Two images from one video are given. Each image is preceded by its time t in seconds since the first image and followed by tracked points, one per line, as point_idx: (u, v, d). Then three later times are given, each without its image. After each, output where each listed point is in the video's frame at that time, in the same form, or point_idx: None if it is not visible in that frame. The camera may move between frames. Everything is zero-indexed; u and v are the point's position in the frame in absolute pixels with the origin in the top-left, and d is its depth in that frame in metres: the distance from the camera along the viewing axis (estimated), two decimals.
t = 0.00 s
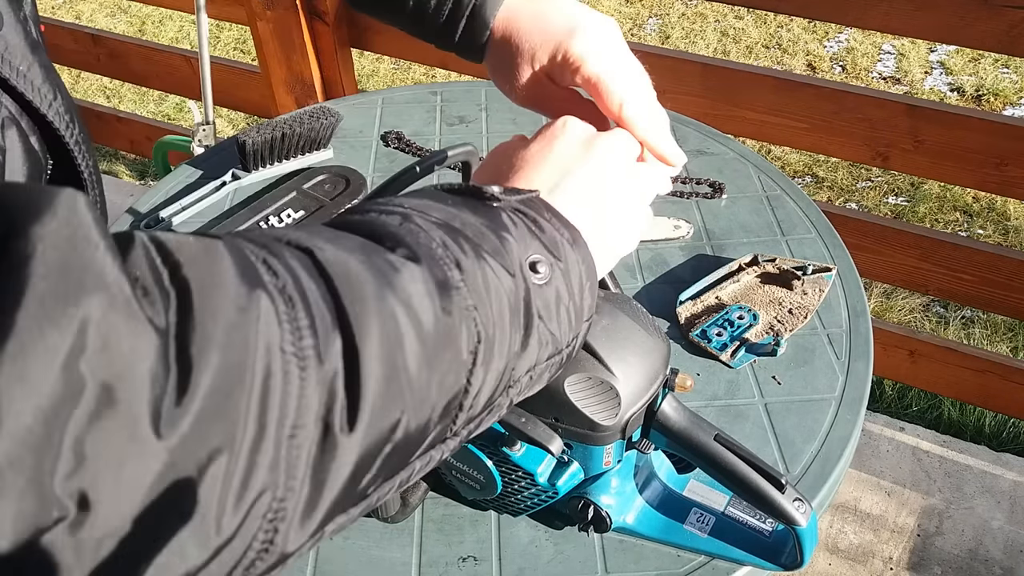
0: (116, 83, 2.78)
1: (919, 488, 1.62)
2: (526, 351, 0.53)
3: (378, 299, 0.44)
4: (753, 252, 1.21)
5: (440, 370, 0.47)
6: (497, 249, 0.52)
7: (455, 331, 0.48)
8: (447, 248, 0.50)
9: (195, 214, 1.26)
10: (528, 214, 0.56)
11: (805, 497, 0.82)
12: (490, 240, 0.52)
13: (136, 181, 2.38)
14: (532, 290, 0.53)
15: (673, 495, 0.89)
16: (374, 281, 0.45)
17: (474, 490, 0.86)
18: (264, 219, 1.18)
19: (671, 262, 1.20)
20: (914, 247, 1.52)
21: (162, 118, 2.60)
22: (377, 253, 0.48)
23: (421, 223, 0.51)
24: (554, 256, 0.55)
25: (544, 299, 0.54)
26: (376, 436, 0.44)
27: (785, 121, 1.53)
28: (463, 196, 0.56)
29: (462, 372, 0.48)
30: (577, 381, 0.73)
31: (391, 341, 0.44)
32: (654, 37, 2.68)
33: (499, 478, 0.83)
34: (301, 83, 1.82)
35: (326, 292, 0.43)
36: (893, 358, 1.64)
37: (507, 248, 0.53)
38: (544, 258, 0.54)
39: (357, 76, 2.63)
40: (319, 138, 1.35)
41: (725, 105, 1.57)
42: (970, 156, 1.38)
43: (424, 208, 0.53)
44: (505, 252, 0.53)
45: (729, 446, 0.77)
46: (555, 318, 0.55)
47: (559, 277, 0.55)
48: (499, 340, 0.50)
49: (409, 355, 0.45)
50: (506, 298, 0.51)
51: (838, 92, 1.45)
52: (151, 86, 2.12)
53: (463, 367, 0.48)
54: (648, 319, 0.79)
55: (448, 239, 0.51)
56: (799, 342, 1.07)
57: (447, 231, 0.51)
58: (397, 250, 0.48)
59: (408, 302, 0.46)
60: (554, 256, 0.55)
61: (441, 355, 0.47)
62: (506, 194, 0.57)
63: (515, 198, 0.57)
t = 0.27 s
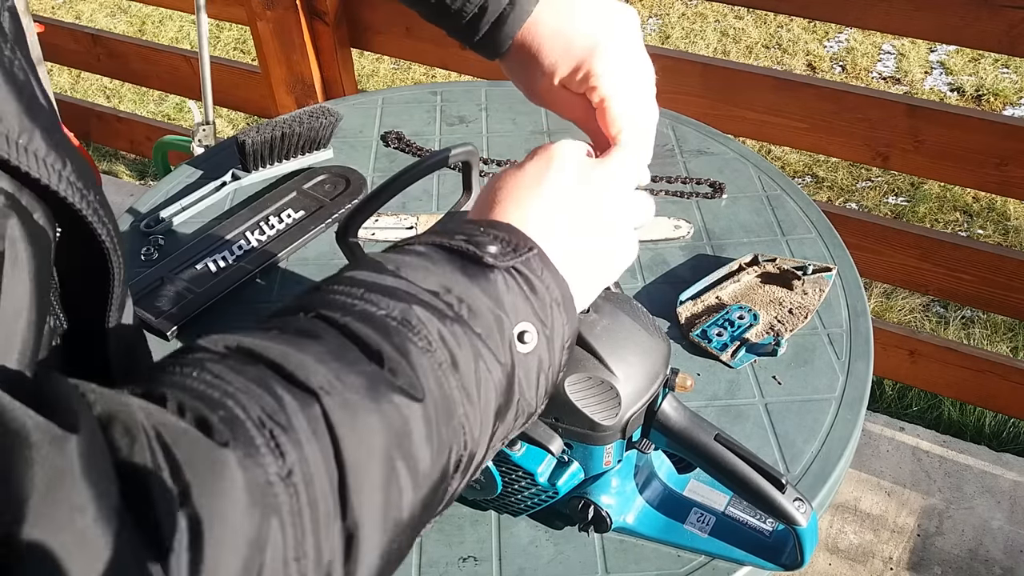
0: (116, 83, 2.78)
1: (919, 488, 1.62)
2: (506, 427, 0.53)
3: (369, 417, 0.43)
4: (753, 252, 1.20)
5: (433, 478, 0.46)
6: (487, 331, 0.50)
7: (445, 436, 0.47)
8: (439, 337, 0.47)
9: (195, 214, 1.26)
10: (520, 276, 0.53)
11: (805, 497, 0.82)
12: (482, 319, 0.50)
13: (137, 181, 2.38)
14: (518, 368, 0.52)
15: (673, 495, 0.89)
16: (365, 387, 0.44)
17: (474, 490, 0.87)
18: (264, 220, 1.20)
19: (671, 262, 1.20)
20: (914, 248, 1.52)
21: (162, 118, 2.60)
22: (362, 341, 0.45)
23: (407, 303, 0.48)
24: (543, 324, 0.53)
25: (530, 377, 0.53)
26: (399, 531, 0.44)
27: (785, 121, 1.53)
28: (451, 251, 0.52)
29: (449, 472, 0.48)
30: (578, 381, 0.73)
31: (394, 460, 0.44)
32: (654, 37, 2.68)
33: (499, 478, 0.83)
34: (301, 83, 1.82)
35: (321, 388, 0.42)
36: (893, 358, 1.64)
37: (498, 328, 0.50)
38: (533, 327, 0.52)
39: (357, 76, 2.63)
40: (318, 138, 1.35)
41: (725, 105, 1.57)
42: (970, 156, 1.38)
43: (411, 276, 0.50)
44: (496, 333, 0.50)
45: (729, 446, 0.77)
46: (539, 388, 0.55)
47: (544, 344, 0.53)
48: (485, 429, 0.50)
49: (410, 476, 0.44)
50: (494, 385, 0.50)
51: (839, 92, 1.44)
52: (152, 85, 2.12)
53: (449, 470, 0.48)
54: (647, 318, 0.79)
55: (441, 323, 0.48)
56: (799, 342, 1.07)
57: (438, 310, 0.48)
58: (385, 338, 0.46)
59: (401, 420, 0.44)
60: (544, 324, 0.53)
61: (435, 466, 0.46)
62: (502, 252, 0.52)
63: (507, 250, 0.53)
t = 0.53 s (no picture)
0: (116, 83, 2.78)
1: (919, 488, 1.62)
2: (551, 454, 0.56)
3: (433, 455, 0.45)
4: (753, 252, 1.20)
5: (499, 507, 0.48)
6: (536, 362, 0.53)
7: (509, 466, 0.49)
8: (494, 370, 0.50)
9: (195, 215, 1.26)
10: (565, 304, 0.56)
11: (805, 497, 0.82)
12: (532, 350, 0.53)
13: (137, 181, 2.38)
14: (564, 396, 0.55)
15: (673, 495, 0.89)
16: (417, 428, 0.46)
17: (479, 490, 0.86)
18: (263, 220, 1.20)
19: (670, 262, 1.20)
20: (914, 248, 1.52)
21: (162, 118, 2.60)
22: (419, 380, 0.48)
23: (462, 341, 0.50)
24: (586, 353, 0.56)
25: (573, 406, 0.56)
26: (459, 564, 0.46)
27: (785, 122, 1.53)
28: (499, 280, 0.55)
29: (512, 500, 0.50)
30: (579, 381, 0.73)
31: (465, 492, 0.46)
32: (654, 37, 2.68)
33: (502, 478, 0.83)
34: (300, 82, 1.82)
35: (379, 440, 0.44)
36: (893, 358, 1.64)
37: (547, 359, 0.53)
38: (576, 357, 0.55)
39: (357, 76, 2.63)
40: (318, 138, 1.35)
41: (724, 105, 1.57)
42: (970, 156, 1.38)
43: (461, 310, 0.52)
44: (544, 365, 0.53)
45: (729, 446, 0.77)
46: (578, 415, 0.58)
47: (586, 370, 0.57)
48: (538, 456, 0.52)
49: (483, 507, 0.47)
50: (546, 414, 0.53)
51: (839, 92, 1.44)
52: (151, 85, 2.12)
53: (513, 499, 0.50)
54: (647, 319, 0.79)
55: (494, 357, 0.51)
56: (799, 342, 1.07)
57: (491, 343, 0.51)
58: (440, 377, 0.48)
59: (469, 453, 0.47)
60: (586, 354, 0.56)
61: (502, 498, 0.48)
62: (548, 280, 0.55)
63: (552, 277, 0.56)
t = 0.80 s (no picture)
0: (116, 83, 2.78)
1: (919, 488, 1.62)
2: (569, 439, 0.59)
3: (482, 440, 0.48)
4: (753, 252, 1.20)
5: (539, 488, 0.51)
6: (558, 352, 0.57)
7: (544, 448, 0.52)
8: (524, 359, 0.54)
9: (196, 215, 1.26)
10: (581, 296, 0.60)
11: (805, 497, 0.82)
12: (556, 339, 0.57)
13: (137, 181, 2.38)
14: (581, 382, 0.59)
15: (673, 494, 0.89)
16: (468, 428, 0.48)
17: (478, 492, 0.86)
18: (263, 220, 1.20)
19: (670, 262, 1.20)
20: (914, 247, 1.52)
21: (162, 118, 2.60)
22: (459, 376, 0.51)
23: (494, 335, 0.54)
24: (598, 341, 0.60)
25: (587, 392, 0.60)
26: (511, 557, 0.48)
27: (785, 122, 1.53)
28: (521, 272, 0.59)
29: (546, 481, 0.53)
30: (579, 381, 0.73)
31: (514, 475, 0.49)
32: (654, 37, 2.68)
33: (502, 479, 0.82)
34: (300, 82, 1.82)
35: (428, 440, 0.47)
36: (893, 358, 1.64)
37: (568, 349, 0.57)
38: (591, 345, 0.60)
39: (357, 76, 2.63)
40: (318, 138, 1.35)
41: (724, 105, 1.57)
42: (970, 156, 1.38)
43: (488, 304, 0.56)
44: (565, 354, 0.57)
45: (729, 446, 0.77)
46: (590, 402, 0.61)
47: (598, 357, 0.61)
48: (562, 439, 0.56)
49: (529, 486, 0.50)
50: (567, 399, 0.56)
51: (839, 92, 1.44)
52: (152, 85, 2.12)
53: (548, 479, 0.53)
54: (647, 319, 0.79)
55: (522, 346, 0.54)
56: (799, 342, 1.07)
57: (520, 333, 0.55)
58: (476, 371, 0.51)
59: (513, 437, 0.50)
60: (598, 342, 0.60)
61: (541, 478, 0.52)
62: (566, 271, 0.59)
63: (568, 270, 0.60)
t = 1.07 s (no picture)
0: (116, 83, 2.78)
1: (919, 488, 1.62)
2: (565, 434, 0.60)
3: (497, 436, 0.50)
4: (753, 252, 1.20)
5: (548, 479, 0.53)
6: (552, 351, 0.57)
7: (548, 441, 0.54)
8: (524, 358, 0.55)
9: (196, 215, 1.26)
10: (568, 293, 0.61)
11: (805, 498, 0.82)
12: (547, 339, 0.57)
13: (136, 181, 2.38)
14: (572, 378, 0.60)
15: (673, 495, 0.89)
16: (483, 427, 0.50)
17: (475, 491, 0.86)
18: (263, 220, 1.20)
19: (671, 262, 1.20)
20: (914, 248, 1.52)
21: (162, 118, 2.60)
22: (468, 379, 0.51)
23: (495, 338, 0.54)
24: (586, 339, 0.61)
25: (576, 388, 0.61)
26: (529, 553, 0.50)
27: (785, 122, 1.53)
28: (511, 275, 0.59)
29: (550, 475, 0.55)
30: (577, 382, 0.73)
31: (527, 464, 0.50)
32: (654, 37, 2.68)
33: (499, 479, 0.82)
34: (301, 82, 1.82)
35: (448, 443, 0.48)
36: (893, 358, 1.64)
37: (560, 349, 0.58)
38: (579, 343, 0.60)
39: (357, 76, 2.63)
40: (318, 138, 1.35)
41: (724, 105, 1.57)
42: (971, 156, 1.38)
43: (486, 308, 0.56)
44: (558, 354, 0.58)
45: (729, 446, 0.77)
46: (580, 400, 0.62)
47: (584, 354, 0.62)
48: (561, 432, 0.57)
49: (540, 476, 0.52)
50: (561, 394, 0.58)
51: (839, 92, 1.44)
52: (152, 85, 2.12)
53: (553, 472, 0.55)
54: (647, 318, 0.79)
55: (519, 346, 0.55)
56: (799, 342, 1.07)
57: (516, 334, 0.56)
58: (482, 370, 0.52)
59: (524, 432, 0.51)
60: (585, 340, 0.61)
61: (548, 472, 0.53)
62: (553, 273, 0.60)
63: (553, 269, 0.60)
